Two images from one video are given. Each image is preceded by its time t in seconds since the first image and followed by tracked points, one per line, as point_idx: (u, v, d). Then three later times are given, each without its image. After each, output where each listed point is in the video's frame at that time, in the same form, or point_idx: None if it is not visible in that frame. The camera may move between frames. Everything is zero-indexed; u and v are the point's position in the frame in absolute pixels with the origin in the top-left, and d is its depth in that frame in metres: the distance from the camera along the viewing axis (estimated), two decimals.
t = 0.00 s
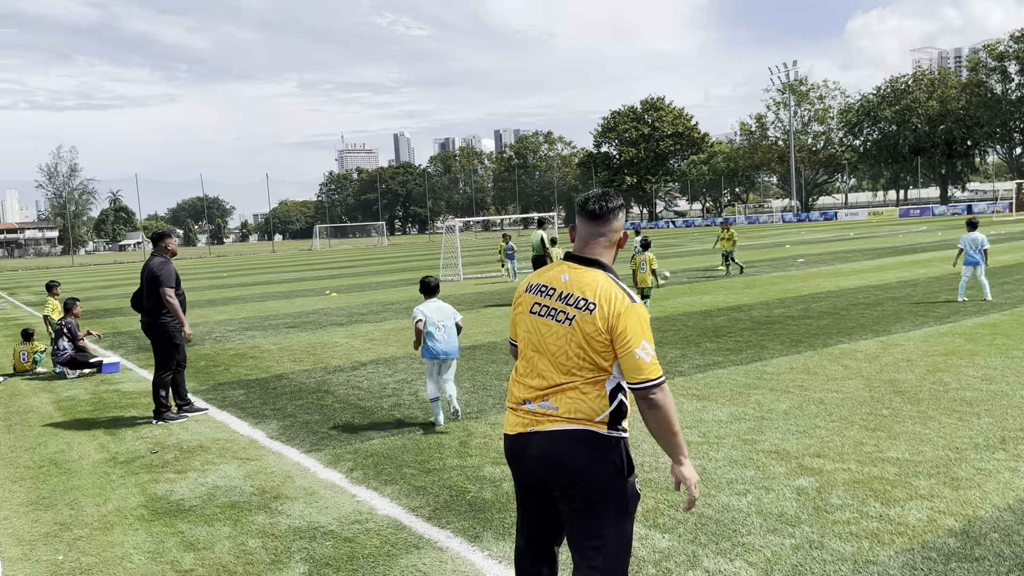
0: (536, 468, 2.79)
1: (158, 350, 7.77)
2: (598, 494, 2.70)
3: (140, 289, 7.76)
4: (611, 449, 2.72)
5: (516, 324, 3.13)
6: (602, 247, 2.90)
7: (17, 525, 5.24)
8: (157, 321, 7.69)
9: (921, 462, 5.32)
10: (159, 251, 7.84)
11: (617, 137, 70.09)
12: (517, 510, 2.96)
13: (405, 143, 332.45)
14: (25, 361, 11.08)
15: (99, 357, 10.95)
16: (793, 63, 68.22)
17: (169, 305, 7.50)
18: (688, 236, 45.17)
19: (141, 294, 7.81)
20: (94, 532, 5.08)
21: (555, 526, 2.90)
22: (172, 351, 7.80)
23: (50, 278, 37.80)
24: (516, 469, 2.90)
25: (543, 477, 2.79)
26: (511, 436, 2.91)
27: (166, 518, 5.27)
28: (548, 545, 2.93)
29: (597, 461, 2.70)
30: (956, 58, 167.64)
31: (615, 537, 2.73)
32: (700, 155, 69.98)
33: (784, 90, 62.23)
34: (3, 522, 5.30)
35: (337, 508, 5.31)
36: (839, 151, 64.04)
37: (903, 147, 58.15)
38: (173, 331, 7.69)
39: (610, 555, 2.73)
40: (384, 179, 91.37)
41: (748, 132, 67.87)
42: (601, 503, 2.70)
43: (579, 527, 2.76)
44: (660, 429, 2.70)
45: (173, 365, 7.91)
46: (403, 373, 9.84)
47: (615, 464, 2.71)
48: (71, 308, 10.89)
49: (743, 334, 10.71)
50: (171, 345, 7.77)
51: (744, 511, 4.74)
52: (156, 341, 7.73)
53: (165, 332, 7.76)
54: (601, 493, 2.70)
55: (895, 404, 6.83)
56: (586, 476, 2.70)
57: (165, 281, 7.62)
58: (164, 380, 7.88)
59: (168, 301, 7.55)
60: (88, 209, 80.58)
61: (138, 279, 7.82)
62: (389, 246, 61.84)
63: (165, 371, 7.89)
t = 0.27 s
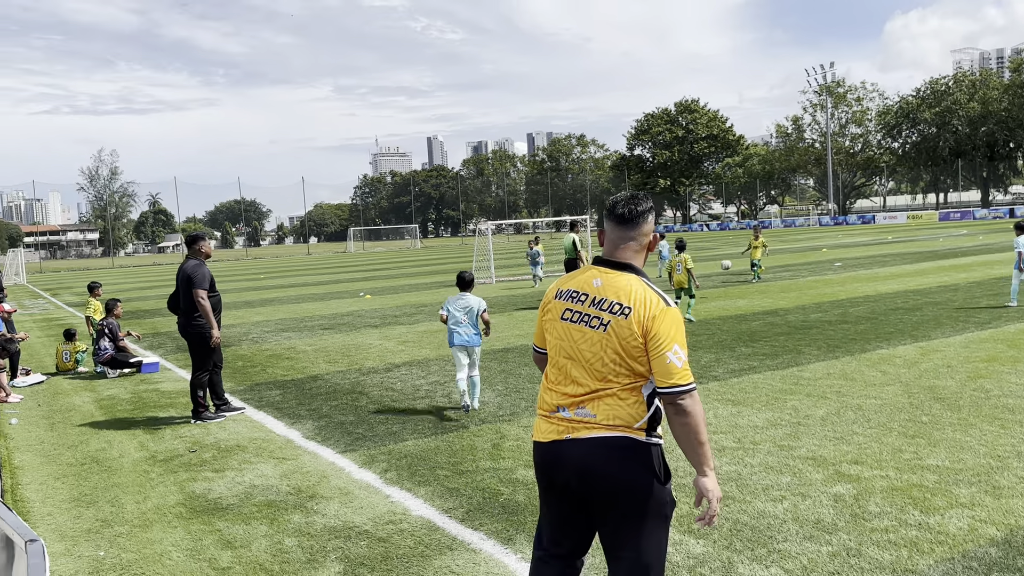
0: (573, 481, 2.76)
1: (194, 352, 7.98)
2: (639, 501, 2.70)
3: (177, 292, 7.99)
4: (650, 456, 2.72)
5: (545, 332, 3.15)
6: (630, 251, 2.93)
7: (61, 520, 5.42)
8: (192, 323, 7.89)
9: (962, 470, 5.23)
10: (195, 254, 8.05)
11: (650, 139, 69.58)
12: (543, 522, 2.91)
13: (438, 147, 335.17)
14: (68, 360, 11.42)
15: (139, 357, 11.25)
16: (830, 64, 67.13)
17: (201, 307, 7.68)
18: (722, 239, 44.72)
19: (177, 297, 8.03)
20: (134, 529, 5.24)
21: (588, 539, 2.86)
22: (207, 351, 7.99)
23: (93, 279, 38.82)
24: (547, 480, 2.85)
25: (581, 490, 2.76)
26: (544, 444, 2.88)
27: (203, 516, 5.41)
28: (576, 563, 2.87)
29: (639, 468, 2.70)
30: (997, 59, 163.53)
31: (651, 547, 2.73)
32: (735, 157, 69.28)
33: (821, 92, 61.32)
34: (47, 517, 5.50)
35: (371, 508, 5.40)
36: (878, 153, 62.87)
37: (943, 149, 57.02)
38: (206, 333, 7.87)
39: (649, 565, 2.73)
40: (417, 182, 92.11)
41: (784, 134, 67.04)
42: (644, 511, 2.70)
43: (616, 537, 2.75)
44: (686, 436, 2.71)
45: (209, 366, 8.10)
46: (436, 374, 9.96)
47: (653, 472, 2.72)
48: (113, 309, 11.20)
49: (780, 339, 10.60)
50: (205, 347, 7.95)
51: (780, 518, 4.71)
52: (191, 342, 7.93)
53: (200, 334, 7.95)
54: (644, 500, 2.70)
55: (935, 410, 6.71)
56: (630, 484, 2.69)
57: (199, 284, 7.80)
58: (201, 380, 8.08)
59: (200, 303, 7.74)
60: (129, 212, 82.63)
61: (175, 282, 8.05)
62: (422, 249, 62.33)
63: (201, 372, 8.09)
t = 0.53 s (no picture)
0: (591, 489, 2.73)
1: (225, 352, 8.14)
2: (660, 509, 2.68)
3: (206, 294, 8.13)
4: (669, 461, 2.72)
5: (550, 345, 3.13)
6: (626, 254, 2.93)
7: (94, 517, 5.57)
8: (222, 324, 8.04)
9: (995, 478, 5.15)
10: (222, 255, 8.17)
11: (677, 141, 69.04)
12: (563, 534, 2.88)
13: (464, 150, 336.64)
14: (101, 360, 11.69)
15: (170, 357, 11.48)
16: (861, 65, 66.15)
17: (231, 309, 7.83)
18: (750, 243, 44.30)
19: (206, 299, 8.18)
20: (165, 527, 5.36)
21: (606, 547, 2.84)
22: (238, 351, 8.15)
23: (127, 280, 39.56)
24: (565, 491, 2.82)
25: (599, 499, 2.73)
26: (559, 455, 2.86)
27: (233, 515, 5.52)
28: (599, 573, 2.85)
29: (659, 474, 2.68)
30: None
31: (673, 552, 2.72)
32: (763, 160, 68.59)
33: (852, 93, 60.43)
34: (81, 514, 5.65)
35: (399, 509, 5.48)
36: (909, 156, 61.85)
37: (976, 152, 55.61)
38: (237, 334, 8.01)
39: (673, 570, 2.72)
40: (443, 185, 92.52)
41: (813, 136, 66.19)
42: (665, 518, 2.68)
43: (639, 544, 2.73)
44: (707, 430, 2.75)
45: (240, 366, 8.26)
46: (462, 377, 10.02)
47: (673, 477, 2.71)
48: (144, 311, 11.44)
49: (809, 343, 10.50)
50: (236, 347, 8.12)
51: (809, 524, 4.69)
52: (223, 343, 8.09)
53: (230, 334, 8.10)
54: (665, 507, 2.68)
55: (968, 417, 6.61)
56: (651, 492, 2.67)
57: (228, 285, 7.93)
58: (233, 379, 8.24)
59: (230, 304, 7.87)
60: (161, 214, 84.09)
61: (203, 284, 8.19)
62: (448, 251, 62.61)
63: (232, 372, 8.26)
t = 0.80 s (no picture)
0: (587, 496, 2.68)
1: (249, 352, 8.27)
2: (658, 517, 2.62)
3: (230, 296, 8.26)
4: (665, 465, 2.68)
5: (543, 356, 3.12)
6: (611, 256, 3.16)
7: (120, 515, 5.69)
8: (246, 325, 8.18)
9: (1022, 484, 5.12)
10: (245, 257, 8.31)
11: (698, 143, 68.39)
12: (564, 545, 2.83)
13: (484, 151, 337.35)
14: (126, 360, 11.90)
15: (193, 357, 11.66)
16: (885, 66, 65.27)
17: (256, 309, 7.97)
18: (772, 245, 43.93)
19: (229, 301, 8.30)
20: (190, 526, 5.47)
21: (607, 559, 2.76)
22: (263, 352, 8.27)
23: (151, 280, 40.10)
24: (562, 500, 2.77)
25: (596, 506, 2.68)
26: (554, 462, 2.83)
27: (256, 515, 5.62)
28: None
29: (655, 479, 2.63)
30: None
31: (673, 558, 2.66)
32: (786, 161, 67.98)
33: (876, 94, 59.66)
34: (107, 512, 5.78)
35: (420, 509, 5.54)
36: (934, 158, 60.98)
37: (1002, 154, 54.27)
38: (262, 334, 8.14)
39: None
40: (463, 187, 92.67)
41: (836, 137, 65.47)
42: (661, 527, 2.62)
43: (639, 551, 2.67)
44: (704, 416, 2.76)
45: (264, 367, 8.38)
46: (483, 378, 10.07)
47: (669, 480, 2.66)
48: (169, 311, 11.64)
49: (832, 347, 10.43)
50: (261, 347, 8.23)
51: (833, 528, 4.68)
52: (247, 344, 8.20)
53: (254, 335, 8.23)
54: (663, 516, 2.62)
55: (994, 421, 6.56)
56: (647, 498, 2.61)
57: (252, 287, 8.07)
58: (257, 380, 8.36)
59: (255, 305, 8.00)
60: (184, 215, 85.04)
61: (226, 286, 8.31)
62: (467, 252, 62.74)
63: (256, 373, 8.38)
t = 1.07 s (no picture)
0: (580, 496, 2.71)
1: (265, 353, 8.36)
2: (648, 520, 2.60)
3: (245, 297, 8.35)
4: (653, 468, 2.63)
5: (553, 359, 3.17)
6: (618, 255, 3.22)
7: (135, 514, 5.77)
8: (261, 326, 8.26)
9: None
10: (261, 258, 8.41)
11: (713, 145, 67.84)
12: (566, 543, 2.87)
13: (498, 152, 338.01)
14: (142, 359, 12.03)
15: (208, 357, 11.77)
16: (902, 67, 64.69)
17: (272, 310, 8.06)
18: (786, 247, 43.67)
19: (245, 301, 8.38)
20: (205, 524, 5.53)
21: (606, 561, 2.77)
22: (279, 352, 8.35)
23: (167, 281, 40.50)
24: (562, 499, 2.81)
25: (589, 506, 2.70)
26: (553, 462, 2.87)
27: (270, 514, 5.67)
28: None
29: (644, 481, 2.61)
30: None
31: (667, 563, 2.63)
32: (801, 163, 67.57)
33: (893, 96, 59.15)
34: (123, 511, 5.86)
35: (433, 509, 5.57)
36: (951, 160, 60.42)
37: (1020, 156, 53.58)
38: (277, 335, 8.22)
39: None
40: (477, 188, 92.76)
41: (852, 139, 64.99)
42: (652, 529, 2.60)
43: (633, 554, 2.65)
44: (685, 427, 2.62)
45: (278, 367, 8.46)
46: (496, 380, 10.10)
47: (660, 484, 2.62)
48: (184, 311, 11.75)
49: (847, 349, 10.36)
50: (276, 348, 8.31)
51: (847, 532, 4.66)
52: (261, 344, 8.28)
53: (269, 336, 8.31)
54: (653, 519, 2.60)
55: (1011, 426, 6.51)
56: (636, 500, 2.60)
57: (268, 288, 8.16)
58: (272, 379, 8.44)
59: (270, 306, 8.09)
60: (200, 216, 85.75)
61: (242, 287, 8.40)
62: (481, 254, 62.81)
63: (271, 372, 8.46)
